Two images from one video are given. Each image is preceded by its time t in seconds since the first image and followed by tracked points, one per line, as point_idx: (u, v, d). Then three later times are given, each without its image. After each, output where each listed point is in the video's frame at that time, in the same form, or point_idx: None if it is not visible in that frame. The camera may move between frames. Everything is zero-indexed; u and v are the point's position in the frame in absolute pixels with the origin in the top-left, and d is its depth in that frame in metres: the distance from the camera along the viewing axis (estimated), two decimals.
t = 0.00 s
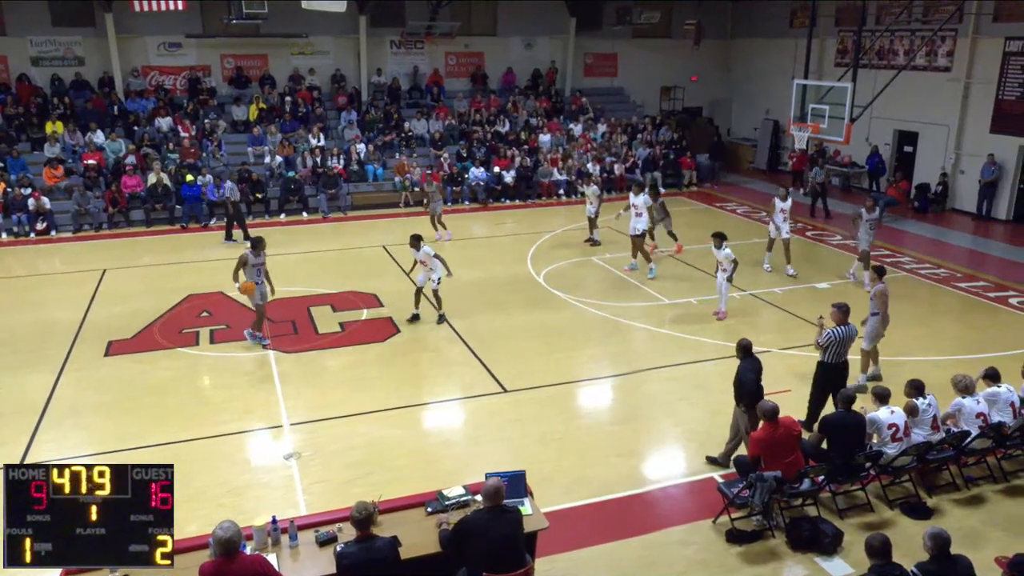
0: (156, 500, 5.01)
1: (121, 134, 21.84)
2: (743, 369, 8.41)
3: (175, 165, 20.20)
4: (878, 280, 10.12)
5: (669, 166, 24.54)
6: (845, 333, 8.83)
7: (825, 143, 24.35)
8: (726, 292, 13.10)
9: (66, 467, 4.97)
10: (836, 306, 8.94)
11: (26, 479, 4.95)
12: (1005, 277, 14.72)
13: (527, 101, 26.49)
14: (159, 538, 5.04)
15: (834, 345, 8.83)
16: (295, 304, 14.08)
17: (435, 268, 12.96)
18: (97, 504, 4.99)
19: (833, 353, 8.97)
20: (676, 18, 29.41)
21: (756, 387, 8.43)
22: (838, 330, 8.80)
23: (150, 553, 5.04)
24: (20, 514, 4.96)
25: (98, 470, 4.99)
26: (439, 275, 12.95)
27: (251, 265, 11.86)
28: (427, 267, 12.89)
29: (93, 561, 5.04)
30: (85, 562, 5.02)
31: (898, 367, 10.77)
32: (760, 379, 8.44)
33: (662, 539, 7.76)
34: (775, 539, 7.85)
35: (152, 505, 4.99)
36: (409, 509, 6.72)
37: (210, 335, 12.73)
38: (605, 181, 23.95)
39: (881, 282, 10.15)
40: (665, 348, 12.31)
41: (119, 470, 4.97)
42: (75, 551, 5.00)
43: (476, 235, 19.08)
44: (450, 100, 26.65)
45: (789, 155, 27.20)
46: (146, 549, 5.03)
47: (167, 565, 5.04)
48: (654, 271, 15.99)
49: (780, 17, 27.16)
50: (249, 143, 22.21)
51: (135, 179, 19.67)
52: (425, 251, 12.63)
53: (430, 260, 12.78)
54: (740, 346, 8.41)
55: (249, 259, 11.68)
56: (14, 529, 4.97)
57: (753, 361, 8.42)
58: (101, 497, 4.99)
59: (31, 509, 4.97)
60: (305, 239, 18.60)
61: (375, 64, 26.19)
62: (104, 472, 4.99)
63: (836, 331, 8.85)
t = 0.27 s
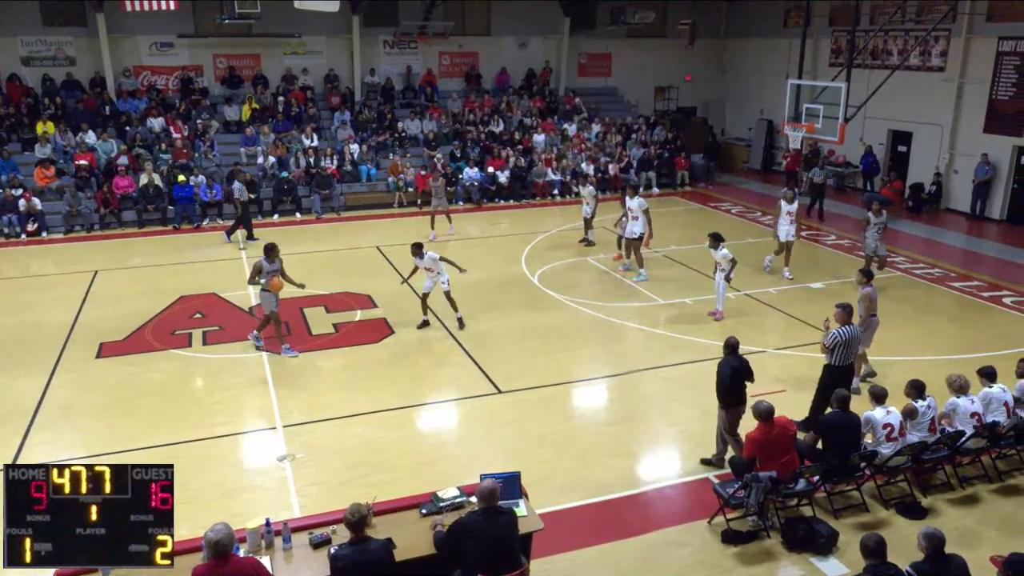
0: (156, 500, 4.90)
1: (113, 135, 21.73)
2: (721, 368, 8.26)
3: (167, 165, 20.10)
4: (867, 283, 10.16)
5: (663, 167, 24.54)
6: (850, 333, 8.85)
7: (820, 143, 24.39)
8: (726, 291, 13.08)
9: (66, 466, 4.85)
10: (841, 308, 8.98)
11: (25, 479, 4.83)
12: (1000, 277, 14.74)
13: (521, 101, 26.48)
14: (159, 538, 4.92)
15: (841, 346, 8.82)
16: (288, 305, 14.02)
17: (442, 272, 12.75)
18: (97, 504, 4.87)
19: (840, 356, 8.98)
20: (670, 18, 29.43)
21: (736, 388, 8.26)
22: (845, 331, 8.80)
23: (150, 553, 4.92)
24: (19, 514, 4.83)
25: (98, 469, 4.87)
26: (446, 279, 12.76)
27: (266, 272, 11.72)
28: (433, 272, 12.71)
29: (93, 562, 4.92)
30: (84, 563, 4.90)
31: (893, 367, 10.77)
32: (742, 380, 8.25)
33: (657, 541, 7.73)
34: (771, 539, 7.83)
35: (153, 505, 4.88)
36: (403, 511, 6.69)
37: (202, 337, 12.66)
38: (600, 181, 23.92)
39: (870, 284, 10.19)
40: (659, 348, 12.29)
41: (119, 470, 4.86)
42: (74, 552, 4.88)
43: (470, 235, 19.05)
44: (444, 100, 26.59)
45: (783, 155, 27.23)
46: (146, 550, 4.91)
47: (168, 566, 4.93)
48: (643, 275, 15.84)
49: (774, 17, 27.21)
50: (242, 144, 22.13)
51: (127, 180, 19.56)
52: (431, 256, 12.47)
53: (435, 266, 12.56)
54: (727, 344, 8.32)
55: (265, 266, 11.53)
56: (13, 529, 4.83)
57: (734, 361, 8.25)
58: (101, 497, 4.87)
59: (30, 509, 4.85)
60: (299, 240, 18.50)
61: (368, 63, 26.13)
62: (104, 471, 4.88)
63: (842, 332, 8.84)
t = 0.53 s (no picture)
0: (156, 500, 4.84)
1: (96, 136, 21.51)
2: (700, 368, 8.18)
3: (152, 167, 19.90)
4: (851, 284, 10.18)
5: (652, 168, 24.56)
6: (843, 334, 8.85)
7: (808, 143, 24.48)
8: (722, 293, 12.92)
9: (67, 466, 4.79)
10: (835, 309, 9.02)
11: (25, 478, 4.75)
12: (987, 276, 14.82)
13: (509, 101, 26.45)
14: (159, 538, 4.86)
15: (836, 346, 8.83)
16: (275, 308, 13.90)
17: (449, 278, 12.57)
18: (97, 503, 4.80)
19: (833, 357, 9.01)
20: (658, 18, 29.49)
21: (715, 387, 8.16)
22: (838, 332, 8.82)
23: (150, 553, 4.86)
24: (20, 513, 4.76)
25: (98, 468, 4.81)
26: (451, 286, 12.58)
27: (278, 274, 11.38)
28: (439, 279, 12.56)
29: (92, 563, 4.84)
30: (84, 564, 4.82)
31: (880, 367, 10.79)
32: (719, 379, 8.16)
33: (647, 542, 7.69)
34: (760, 539, 7.83)
35: (153, 505, 4.82)
36: (391, 515, 6.62)
37: (188, 340, 12.53)
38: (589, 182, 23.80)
39: (853, 286, 10.21)
40: (648, 350, 12.26)
41: (119, 470, 4.79)
42: (74, 551, 4.80)
43: (458, 237, 18.98)
44: (432, 100, 26.50)
45: (771, 155, 27.32)
46: (146, 549, 4.85)
47: (168, 566, 4.86)
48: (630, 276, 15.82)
49: (762, 17, 27.30)
50: (228, 145, 21.98)
51: (110, 182, 19.35)
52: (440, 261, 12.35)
53: (441, 274, 12.39)
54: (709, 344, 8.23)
55: (277, 269, 11.17)
56: (13, 528, 4.75)
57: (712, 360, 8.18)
58: (101, 497, 4.80)
59: (30, 509, 4.77)
60: (285, 242, 18.35)
61: (355, 64, 26.04)
62: (104, 470, 4.81)
63: (837, 332, 8.84)
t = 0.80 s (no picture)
0: (156, 500, 4.95)
1: (38, 142, 20.78)
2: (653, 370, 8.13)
3: (97, 174, 19.29)
4: (809, 284, 10.29)
5: (611, 170, 24.64)
6: (805, 338, 8.97)
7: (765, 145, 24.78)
8: (693, 297, 12.88)
9: (67, 467, 4.90)
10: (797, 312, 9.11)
11: (25, 478, 4.88)
12: (941, 275, 15.08)
13: (466, 104, 26.29)
14: (159, 538, 4.98)
15: (798, 350, 8.94)
16: (229, 317, 13.54)
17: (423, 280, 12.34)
18: (97, 504, 4.92)
19: (795, 361, 9.11)
20: (615, 21, 29.63)
21: (669, 392, 8.12)
22: (801, 336, 8.94)
23: (150, 553, 4.98)
24: (21, 513, 4.90)
25: (97, 470, 4.92)
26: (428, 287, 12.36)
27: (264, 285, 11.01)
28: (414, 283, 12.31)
29: (92, 563, 4.95)
30: (84, 564, 4.93)
31: (838, 366, 10.89)
32: (675, 384, 8.13)
33: (612, 547, 7.61)
34: (724, 541, 7.80)
35: (153, 505, 4.93)
36: (353, 526, 6.44)
37: (137, 352, 12.12)
38: (548, 185, 23.84)
39: (812, 287, 10.33)
40: (610, 353, 12.22)
41: (118, 470, 4.91)
42: (74, 552, 4.92)
43: (417, 241, 18.76)
44: (387, 103, 26.22)
45: (730, 156, 27.63)
46: (145, 549, 4.96)
47: (168, 566, 4.98)
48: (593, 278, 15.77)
49: (719, 19, 27.60)
50: (177, 150, 21.44)
51: (54, 189, 18.71)
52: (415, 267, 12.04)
53: (416, 278, 12.15)
54: (660, 349, 8.08)
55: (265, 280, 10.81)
56: (14, 528, 4.90)
57: (665, 364, 8.12)
58: (101, 497, 4.92)
59: (31, 508, 4.90)
60: (239, 249, 17.93)
61: (308, 67, 25.67)
62: (103, 472, 4.93)
63: (795, 338, 8.98)
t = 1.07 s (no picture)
0: (156, 500, 4.80)
1: None
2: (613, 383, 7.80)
3: (39, 179, 18.55)
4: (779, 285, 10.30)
5: (573, 172, 24.53)
6: (772, 343, 8.97)
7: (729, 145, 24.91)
8: (661, 300, 12.64)
9: (66, 466, 4.76)
10: (762, 317, 9.09)
11: (25, 479, 4.74)
12: (903, 274, 15.20)
13: (425, 105, 25.95)
14: (159, 538, 4.82)
15: (766, 357, 8.93)
16: (180, 327, 13.04)
17: (398, 295, 11.95)
18: (97, 504, 4.77)
19: (764, 368, 9.10)
20: (576, 20, 29.55)
21: (630, 403, 7.86)
22: (768, 342, 8.95)
23: (151, 553, 4.82)
24: (21, 513, 4.76)
25: (97, 469, 4.77)
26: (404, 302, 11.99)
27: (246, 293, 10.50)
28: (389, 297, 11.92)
29: (92, 564, 4.80)
30: (85, 564, 4.78)
31: (804, 367, 10.84)
32: (635, 396, 7.85)
33: (582, 557, 7.40)
34: (694, 547, 7.64)
35: (153, 505, 4.79)
36: (313, 542, 6.16)
37: (83, 365, 11.58)
38: (510, 188, 23.65)
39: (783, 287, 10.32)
40: (576, 358, 12.02)
41: (118, 469, 4.77)
42: (75, 553, 4.78)
43: (375, 246, 18.40)
44: (344, 104, 25.78)
45: (693, 157, 27.74)
46: (146, 549, 4.81)
47: (169, 566, 4.81)
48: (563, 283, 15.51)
49: (680, 19, 27.69)
50: (124, 154, 20.78)
51: None
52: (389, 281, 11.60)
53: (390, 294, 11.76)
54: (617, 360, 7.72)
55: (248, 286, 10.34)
56: (13, 528, 4.76)
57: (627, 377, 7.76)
58: (101, 497, 4.77)
59: (31, 508, 4.77)
60: (192, 256, 17.37)
61: (261, 67, 25.12)
62: (103, 471, 4.77)
63: (760, 346, 8.96)
